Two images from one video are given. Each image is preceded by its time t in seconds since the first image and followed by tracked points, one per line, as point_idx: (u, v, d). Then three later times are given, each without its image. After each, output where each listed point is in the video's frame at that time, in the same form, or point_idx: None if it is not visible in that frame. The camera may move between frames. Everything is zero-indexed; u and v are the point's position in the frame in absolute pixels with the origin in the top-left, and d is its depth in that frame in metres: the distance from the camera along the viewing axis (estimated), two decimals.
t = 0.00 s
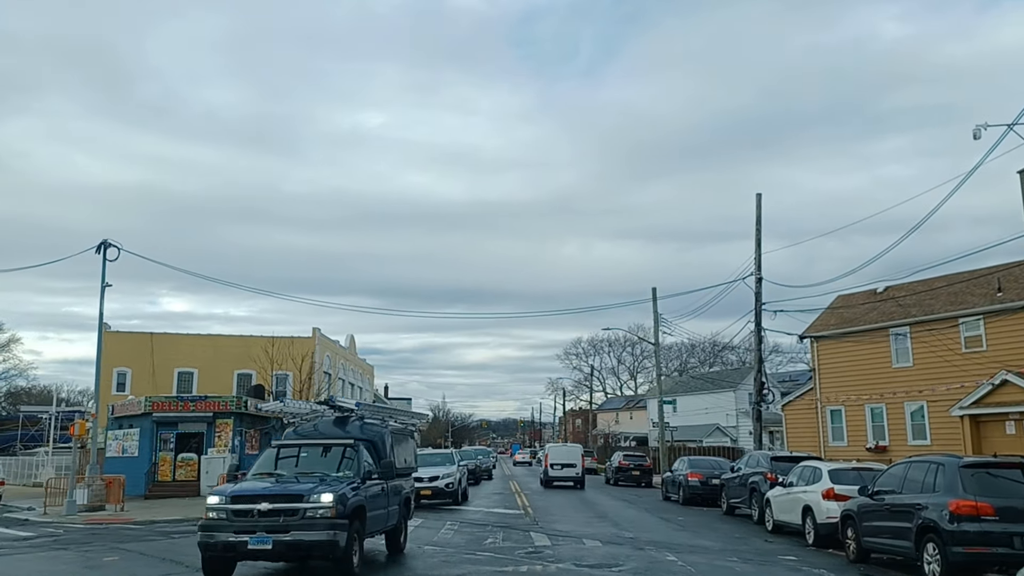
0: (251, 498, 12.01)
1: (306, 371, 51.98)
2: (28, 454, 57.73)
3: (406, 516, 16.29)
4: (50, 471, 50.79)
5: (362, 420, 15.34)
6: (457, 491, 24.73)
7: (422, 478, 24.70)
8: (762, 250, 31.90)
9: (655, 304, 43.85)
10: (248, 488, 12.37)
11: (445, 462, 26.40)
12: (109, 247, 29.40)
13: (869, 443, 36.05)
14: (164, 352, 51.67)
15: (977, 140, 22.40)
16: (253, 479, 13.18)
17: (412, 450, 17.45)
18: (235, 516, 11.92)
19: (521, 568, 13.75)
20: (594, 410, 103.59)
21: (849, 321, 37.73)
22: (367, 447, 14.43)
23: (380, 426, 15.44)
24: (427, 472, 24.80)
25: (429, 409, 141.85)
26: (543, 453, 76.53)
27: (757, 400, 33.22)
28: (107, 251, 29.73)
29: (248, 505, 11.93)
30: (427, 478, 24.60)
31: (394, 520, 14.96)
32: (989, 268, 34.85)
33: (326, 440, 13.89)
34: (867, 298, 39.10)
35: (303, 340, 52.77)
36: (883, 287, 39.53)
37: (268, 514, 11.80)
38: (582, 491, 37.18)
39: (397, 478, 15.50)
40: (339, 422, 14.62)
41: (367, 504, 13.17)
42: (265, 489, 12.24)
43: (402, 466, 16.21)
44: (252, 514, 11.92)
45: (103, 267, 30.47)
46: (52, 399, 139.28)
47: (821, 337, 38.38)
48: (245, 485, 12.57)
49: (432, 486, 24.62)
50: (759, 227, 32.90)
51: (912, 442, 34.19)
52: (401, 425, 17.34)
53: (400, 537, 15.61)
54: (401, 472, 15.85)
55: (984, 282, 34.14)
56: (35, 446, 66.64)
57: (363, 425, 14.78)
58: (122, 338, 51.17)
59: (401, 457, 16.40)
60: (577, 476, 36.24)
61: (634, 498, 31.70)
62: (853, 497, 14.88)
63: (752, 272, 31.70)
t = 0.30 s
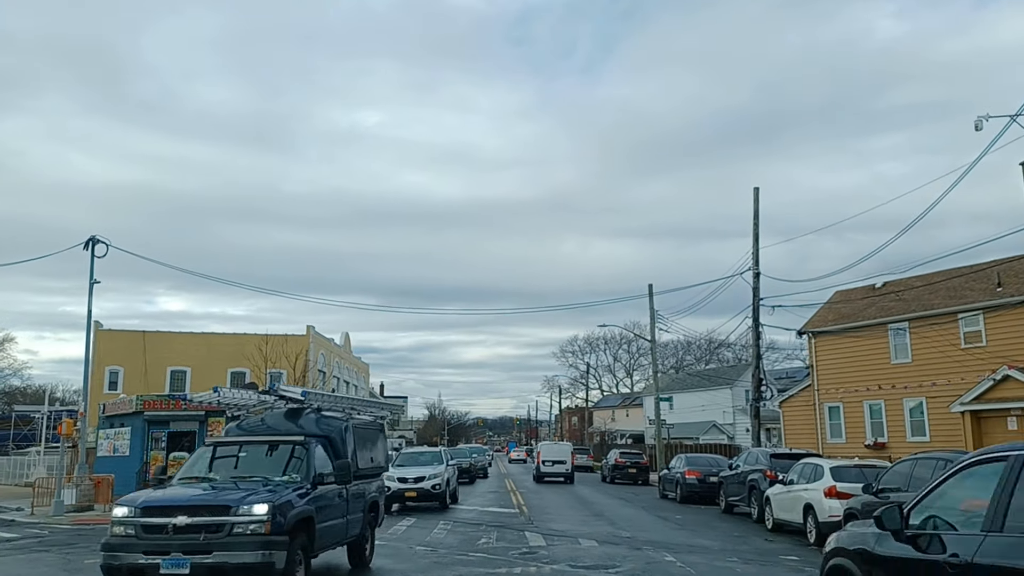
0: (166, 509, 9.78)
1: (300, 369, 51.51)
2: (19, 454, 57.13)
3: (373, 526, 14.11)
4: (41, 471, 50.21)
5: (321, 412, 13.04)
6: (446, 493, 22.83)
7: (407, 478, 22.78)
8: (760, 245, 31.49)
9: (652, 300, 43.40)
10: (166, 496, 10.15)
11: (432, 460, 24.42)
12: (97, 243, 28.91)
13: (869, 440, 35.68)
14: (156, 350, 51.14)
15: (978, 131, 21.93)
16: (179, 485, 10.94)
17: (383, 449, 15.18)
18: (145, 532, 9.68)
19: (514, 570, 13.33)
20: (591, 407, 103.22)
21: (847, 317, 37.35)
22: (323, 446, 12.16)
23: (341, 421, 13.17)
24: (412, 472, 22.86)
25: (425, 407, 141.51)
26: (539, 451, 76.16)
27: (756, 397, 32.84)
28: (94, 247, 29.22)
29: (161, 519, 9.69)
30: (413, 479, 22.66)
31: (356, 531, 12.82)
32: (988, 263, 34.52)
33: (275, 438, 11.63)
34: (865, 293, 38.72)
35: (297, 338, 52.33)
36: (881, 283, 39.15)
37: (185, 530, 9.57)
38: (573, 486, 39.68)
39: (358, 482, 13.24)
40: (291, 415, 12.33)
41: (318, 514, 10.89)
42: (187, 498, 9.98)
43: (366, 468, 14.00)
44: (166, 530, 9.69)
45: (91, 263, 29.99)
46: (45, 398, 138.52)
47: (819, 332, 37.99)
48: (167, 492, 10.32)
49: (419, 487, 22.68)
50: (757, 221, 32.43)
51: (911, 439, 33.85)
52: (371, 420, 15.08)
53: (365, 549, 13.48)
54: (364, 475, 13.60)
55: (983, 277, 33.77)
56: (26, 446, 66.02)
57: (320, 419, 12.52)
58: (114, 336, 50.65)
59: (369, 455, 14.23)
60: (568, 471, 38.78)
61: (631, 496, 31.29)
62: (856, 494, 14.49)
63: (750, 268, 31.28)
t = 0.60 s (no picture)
0: (37, 525, 7.79)
1: (295, 367, 50.93)
2: (13, 454, 56.58)
3: (331, 539, 11.99)
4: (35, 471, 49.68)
5: (262, 403, 11.09)
6: (433, 496, 20.83)
7: (391, 480, 20.71)
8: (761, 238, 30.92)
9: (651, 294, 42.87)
10: (40, 509, 8.17)
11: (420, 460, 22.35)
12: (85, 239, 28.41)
13: (872, 436, 35.18)
14: (150, 348, 50.58)
15: (983, 118, 21.13)
16: (72, 492, 8.97)
17: (344, 448, 13.16)
18: (8, 555, 7.73)
19: (510, 572, 12.78)
20: (589, 405, 102.77)
21: (849, 311, 36.87)
22: (260, 442, 10.22)
23: (287, 413, 11.20)
24: (396, 474, 20.80)
25: (424, 405, 141.19)
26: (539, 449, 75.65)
27: (757, 392, 32.32)
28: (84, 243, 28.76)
29: (29, 537, 7.72)
30: (397, 481, 20.60)
31: (304, 545, 10.88)
32: (990, 256, 34.10)
33: (197, 433, 9.67)
34: (867, 287, 38.25)
35: (293, 335, 51.84)
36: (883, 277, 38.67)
37: (58, 553, 7.61)
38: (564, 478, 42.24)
39: (308, 486, 11.24)
40: (225, 407, 10.45)
41: (240, 529, 8.93)
42: (67, 509, 8.01)
43: (322, 470, 12.00)
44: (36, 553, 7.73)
45: (81, 259, 29.44)
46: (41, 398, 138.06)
47: (821, 327, 37.50)
48: (47, 503, 8.34)
49: (403, 490, 20.64)
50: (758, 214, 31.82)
51: (915, 434, 33.38)
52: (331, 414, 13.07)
53: (317, 567, 11.53)
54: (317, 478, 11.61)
55: (987, 270, 33.32)
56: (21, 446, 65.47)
57: (258, 411, 10.64)
58: (108, 334, 50.15)
59: (327, 455, 12.34)
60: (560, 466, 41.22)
61: (632, 494, 30.77)
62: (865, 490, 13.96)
63: (751, 261, 30.74)
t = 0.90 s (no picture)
0: None
1: (292, 362, 50.63)
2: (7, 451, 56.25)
3: (267, 556, 9.92)
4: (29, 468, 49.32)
5: (178, 387, 9.05)
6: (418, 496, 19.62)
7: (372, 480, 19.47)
8: (760, 230, 30.59)
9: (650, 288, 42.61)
10: None
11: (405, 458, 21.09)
12: (76, 233, 28.10)
13: (872, 430, 34.96)
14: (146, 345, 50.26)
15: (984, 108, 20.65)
16: None
17: (292, 446, 11.01)
18: None
19: (506, 569, 12.47)
20: (588, 400, 102.55)
21: (849, 304, 36.62)
22: (165, 433, 8.16)
23: (208, 399, 9.14)
24: (378, 473, 19.57)
25: (423, 401, 140.99)
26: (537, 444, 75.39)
27: (757, 386, 32.03)
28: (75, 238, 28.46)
29: None
30: (379, 481, 19.38)
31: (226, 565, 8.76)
32: (990, 248, 33.87)
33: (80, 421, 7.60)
34: (867, 280, 37.97)
35: (289, 330, 51.50)
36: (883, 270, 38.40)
37: None
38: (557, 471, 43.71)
39: (235, 490, 9.12)
40: (126, 391, 8.50)
41: (117, 545, 6.83)
42: None
43: (259, 470, 9.88)
44: None
45: (73, 254, 29.13)
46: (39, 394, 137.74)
47: (820, 320, 37.24)
48: None
49: (385, 490, 19.41)
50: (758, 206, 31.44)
51: (915, 428, 33.17)
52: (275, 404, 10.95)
53: None
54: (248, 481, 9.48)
55: (988, 262, 33.07)
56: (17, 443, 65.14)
57: (170, 399, 8.59)
58: (103, 329, 49.86)
59: (267, 453, 10.25)
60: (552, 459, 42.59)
61: (631, 489, 30.46)
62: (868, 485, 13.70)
63: (750, 254, 30.40)
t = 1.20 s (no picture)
0: None
1: (290, 359, 50.41)
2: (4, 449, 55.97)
3: None
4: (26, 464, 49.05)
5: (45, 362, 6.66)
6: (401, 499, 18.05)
7: (350, 481, 17.94)
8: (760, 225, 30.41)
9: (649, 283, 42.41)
10: None
11: (389, 456, 19.54)
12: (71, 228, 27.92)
13: (872, 424, 34.80)
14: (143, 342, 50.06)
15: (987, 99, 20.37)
16: None
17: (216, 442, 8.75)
18: None
19: (502, 567, 12.29)
20: (587, 395, 102.38)
21: (849, 297, 36.43)
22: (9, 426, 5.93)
23: (85, 377, 6.73)
24: (357, 473, 18.07)
25: (421, 396, 140.78)
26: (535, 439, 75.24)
27: (756, 381, 31.85)
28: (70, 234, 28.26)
29: None
30: (357, 482, 17.88)
31: None
32: (991, 241, 33.69)
33: None
34: (868, 274, 37.78)
35: (287, 326, 51.26)
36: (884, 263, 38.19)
37: None
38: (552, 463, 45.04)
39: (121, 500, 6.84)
40: None
41: None
42: None
43: (161, 477, 7.47)
44: None
45: (66, 251, 28.92)
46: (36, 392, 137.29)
47: (820, 314, 37.04)
48: None
49: (364, 492, 17.88)
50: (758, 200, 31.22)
51: (915, 422, 33.03)
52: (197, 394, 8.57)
53: None
54: (135, 489, 7.02)
55: (988, 255, 32.90)
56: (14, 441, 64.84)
57: (28, 380, 6.22)
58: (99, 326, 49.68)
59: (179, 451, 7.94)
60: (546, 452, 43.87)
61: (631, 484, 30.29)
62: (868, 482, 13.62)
63: (750, 248, 30.18)
